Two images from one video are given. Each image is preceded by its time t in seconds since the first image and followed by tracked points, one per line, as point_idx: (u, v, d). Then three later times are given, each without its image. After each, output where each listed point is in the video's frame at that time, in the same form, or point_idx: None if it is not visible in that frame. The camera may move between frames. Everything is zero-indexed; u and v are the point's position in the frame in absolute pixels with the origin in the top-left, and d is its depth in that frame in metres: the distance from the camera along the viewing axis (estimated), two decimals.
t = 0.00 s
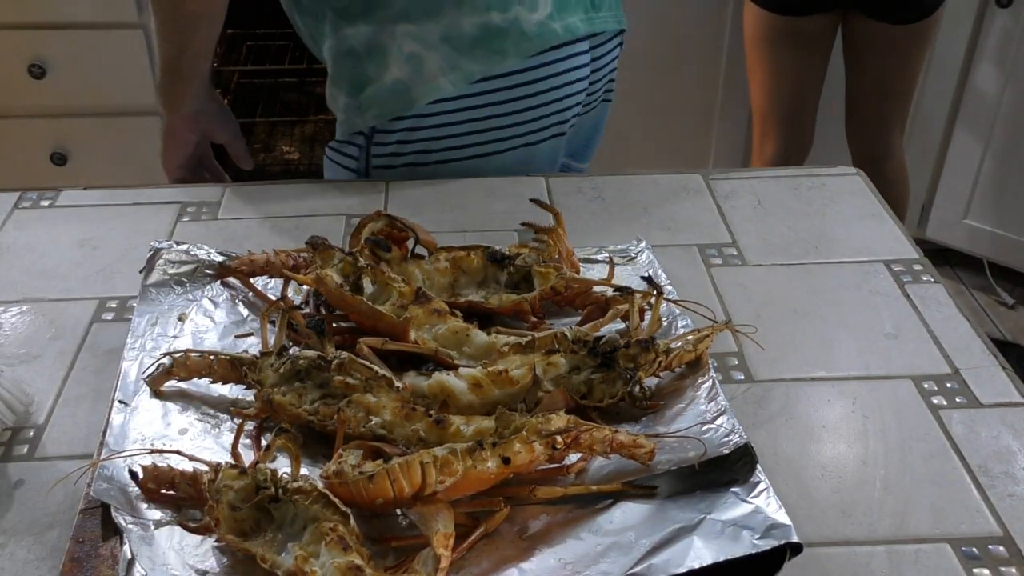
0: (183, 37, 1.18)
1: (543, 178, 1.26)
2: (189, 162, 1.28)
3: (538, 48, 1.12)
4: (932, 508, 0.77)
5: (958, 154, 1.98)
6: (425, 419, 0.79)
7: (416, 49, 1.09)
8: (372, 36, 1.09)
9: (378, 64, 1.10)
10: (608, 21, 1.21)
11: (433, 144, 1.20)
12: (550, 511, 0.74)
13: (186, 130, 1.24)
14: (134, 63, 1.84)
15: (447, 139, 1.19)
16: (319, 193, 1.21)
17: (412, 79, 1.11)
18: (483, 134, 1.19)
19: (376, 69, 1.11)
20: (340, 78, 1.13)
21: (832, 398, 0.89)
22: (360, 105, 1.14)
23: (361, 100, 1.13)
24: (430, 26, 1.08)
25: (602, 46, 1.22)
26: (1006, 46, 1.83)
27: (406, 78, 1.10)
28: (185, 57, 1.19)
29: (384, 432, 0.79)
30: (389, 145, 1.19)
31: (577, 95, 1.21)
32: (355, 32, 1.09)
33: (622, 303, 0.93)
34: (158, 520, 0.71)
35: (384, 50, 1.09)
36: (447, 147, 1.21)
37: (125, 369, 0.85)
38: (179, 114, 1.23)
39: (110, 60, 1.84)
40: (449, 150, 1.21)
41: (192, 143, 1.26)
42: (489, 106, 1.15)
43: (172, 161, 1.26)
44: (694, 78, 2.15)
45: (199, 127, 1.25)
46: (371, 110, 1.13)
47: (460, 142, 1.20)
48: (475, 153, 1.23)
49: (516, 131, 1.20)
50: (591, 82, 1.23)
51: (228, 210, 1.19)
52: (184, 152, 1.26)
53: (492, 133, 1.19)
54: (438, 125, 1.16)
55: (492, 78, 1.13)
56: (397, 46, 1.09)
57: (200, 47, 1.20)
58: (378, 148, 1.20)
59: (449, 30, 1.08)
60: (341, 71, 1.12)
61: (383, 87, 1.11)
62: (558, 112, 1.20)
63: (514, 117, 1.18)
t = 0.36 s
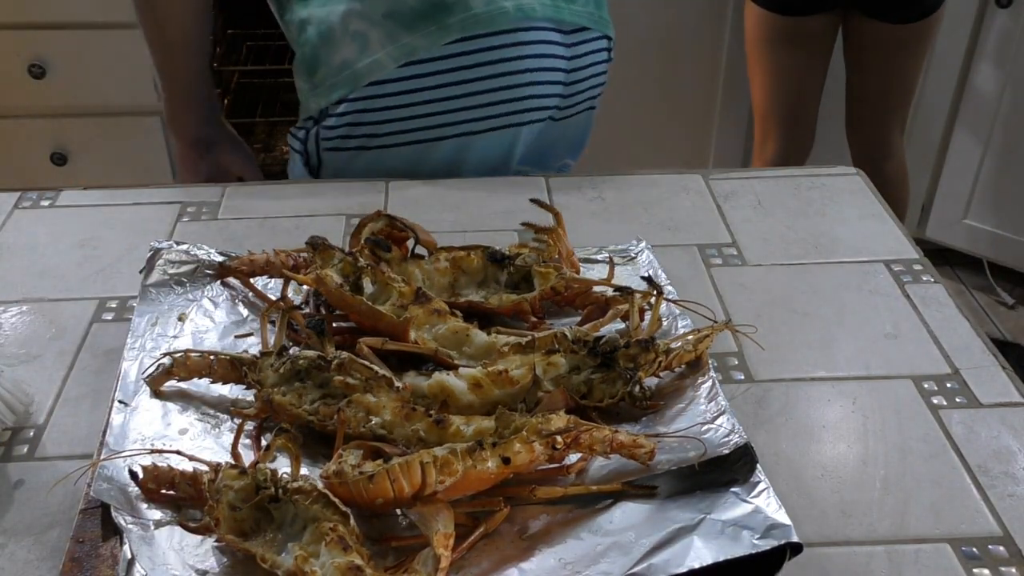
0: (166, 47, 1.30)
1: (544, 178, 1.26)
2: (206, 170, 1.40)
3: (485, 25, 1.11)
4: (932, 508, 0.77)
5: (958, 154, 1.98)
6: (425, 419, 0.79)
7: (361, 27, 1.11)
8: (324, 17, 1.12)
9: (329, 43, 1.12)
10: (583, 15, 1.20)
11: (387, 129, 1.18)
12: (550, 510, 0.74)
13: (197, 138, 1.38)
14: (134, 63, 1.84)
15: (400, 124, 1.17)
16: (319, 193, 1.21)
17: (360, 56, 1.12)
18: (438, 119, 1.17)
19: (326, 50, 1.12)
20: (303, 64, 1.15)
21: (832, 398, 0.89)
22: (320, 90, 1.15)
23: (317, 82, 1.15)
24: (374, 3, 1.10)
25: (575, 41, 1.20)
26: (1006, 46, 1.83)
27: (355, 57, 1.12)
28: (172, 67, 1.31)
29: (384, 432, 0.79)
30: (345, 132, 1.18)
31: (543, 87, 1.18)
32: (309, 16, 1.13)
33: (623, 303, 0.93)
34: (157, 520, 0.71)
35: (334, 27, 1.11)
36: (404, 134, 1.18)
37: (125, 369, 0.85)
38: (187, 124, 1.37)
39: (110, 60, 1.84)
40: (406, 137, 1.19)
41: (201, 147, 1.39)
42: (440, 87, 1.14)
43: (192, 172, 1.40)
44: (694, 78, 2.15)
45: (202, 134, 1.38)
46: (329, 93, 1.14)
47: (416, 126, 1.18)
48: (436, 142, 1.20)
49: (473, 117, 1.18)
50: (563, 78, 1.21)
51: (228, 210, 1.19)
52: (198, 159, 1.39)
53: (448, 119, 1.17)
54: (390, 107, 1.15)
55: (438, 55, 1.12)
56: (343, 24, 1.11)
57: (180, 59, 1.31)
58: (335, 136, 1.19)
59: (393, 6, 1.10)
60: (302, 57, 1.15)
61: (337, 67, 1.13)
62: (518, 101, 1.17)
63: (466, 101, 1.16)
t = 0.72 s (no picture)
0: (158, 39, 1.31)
1: (544, 178, 1.26)
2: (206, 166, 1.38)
3: (458, 26, 1.11)
4: (932, 508, 0.77)
5: (958, 154, 1.98)
6: (425, 419, 0.79)
7: (335, 27, 1.11)
8: (303, 18, 1.13)
9: (306, 39, 1.13)
10: (571, 20, 1.19)
11: (367, 130, 1.18)
12: (550, 510, 0.74)
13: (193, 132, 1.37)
14: (134, 63, 1.83)
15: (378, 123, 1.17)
16: (319, 193, 1.21)
17: (334, 55, 1.13)
18: (414, 120, 1.17)
19: (304, 48, 1.14)
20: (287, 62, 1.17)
21: (832, 398, 0.89)
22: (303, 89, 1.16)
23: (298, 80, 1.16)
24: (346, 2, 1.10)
25: (560, 44, 1.19)
26: (1006, 45, 1.83)
27: (330, 55, 1.13)
28: (165, 66, 1.32)
29: (384, 432, 0.79)
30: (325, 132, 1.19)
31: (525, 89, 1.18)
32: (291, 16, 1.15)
33: (623, 303, 0.93)
34: (157, 520, 0.71)
35: (312, 25, 1.12)
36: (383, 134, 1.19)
37: (125, 369, 0.85)
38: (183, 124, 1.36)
39: (110, 60, 1.83)
40: (386, 138, 1.19)
41: (198, 141, 1.37)
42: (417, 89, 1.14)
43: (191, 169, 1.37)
44: (694, 78, 2.15)
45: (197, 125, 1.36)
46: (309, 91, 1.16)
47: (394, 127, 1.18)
48: (416, 143, 1.21)
49: (450, 118, 1.17)
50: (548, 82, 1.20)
51: (228, 210, 1.19)
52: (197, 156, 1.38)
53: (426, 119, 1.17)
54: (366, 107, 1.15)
55: (412, 56, 1.12)
56: (319, 24, 1.12)
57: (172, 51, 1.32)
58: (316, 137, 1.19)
59: (364, 6, 1.10)
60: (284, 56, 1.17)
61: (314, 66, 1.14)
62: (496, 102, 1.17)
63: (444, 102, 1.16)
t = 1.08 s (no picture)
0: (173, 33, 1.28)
1: (544, 178, 1.26)
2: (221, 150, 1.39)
3: (458, 39, 1.12)
4: (932, 508, 0.77)
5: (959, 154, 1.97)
6: (425, 419, 0.79)
7: (335, 31, 1.10)
8: (299, 15, 1.10)
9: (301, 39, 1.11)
10: (562, 23, 1.20)
11: (359, 133, 1.19)
12: (550, 510, 0.74)
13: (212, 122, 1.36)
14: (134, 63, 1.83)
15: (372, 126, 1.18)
16: (319, 193, 1.21)
17: (330, 59, 1.11)
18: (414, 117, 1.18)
19: (300, 47, 1.12)
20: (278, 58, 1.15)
21: (832, 398, 0.89)
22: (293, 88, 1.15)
23: (290, 78, 1.14)
24: (348, 8, 1.09)
25: (548, 47, 1.21)
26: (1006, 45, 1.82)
27: (327, 58, 1.11)
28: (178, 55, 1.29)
29: (384, 432, 0.79)
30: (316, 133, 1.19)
31: (514, 90, 1.20)
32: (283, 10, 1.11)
33: (623, 303, 0.93)
34: (157, 520, 0.71)
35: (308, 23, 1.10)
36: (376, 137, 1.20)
37: (125, 369, 0.85)
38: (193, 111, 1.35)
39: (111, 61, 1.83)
40: (380, 137, 1.20)
41: (214, 128, 1.37)
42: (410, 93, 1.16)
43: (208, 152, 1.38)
44: (693, 78, 2.15)
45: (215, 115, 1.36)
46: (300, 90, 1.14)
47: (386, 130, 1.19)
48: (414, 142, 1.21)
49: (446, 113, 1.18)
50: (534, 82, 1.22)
51: (228, 210, 1.19)
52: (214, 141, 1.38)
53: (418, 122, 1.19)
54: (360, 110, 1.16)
55: (409, 63, 1.13)
56: (316, 25, 1.10)
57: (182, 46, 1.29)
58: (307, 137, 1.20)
59: (366, 15, 1.09)
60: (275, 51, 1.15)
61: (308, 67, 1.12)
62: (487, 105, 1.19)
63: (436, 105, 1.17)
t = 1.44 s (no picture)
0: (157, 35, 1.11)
1: (543, 178, 1.26)
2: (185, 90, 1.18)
3: (490, 55, 1.15)
4: (932, 508, 0.77)
5: (959, 154, 1.97)
6: (425, 419, 0.79)
7: (374, 36, 1.10)
8: (335, 14, 1.08)
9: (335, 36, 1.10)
10: (566, 28, 1.24)
11: (368, 130, 1.20)
12: (550, 510, 0.74)
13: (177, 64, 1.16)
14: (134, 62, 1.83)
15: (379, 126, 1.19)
16: (320, 194, 1.21)
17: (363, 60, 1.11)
18: (437, 108, 1.19)
19: (331, 44, 1.10)
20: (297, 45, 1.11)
21: (832, 398, 0.89)
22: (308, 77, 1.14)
23: (310, 68, 1.12)
24: (392, 16, 1.09)
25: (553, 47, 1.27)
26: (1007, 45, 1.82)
27: (359, 60, 1.11)
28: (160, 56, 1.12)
29: (384, 432, 0.79)
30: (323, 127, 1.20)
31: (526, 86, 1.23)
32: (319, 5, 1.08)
33: (623, 303, 0.93)
34: (157, 520, 0.71)
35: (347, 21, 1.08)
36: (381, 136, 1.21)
37: (125, 369, 0.85)
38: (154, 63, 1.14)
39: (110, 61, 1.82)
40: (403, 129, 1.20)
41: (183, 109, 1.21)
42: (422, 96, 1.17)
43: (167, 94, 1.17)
44: (694, 77, 2.15)
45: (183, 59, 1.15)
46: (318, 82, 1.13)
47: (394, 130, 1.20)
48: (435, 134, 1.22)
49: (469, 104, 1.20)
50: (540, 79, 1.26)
51: (228, 210, 1.19)
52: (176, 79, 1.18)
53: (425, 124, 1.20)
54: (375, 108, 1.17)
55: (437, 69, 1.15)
56: (356, 28, 1.09)
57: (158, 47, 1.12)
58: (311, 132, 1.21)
59: (407, 25, 1.10)
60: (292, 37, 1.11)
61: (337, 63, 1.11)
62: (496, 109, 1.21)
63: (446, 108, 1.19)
